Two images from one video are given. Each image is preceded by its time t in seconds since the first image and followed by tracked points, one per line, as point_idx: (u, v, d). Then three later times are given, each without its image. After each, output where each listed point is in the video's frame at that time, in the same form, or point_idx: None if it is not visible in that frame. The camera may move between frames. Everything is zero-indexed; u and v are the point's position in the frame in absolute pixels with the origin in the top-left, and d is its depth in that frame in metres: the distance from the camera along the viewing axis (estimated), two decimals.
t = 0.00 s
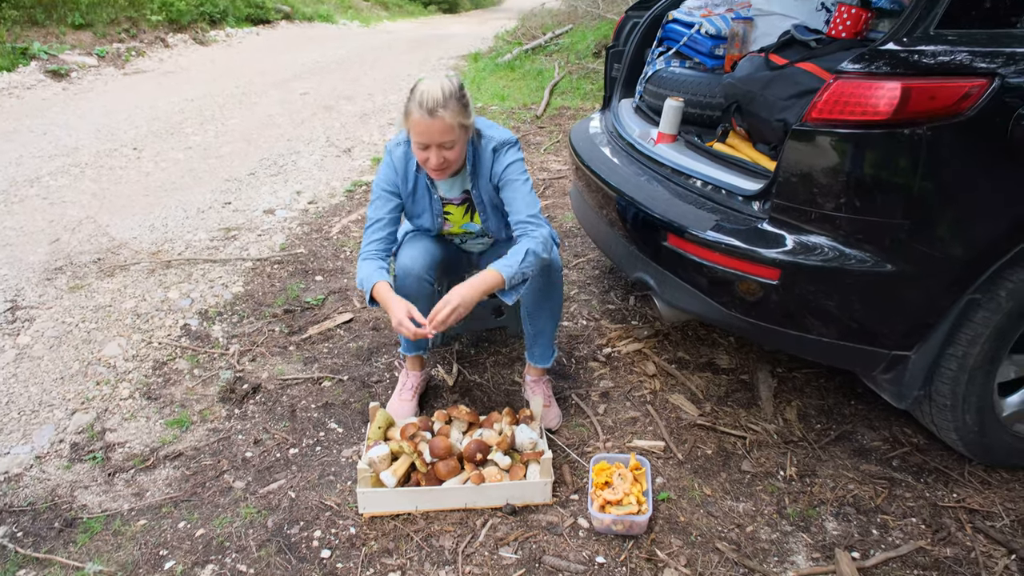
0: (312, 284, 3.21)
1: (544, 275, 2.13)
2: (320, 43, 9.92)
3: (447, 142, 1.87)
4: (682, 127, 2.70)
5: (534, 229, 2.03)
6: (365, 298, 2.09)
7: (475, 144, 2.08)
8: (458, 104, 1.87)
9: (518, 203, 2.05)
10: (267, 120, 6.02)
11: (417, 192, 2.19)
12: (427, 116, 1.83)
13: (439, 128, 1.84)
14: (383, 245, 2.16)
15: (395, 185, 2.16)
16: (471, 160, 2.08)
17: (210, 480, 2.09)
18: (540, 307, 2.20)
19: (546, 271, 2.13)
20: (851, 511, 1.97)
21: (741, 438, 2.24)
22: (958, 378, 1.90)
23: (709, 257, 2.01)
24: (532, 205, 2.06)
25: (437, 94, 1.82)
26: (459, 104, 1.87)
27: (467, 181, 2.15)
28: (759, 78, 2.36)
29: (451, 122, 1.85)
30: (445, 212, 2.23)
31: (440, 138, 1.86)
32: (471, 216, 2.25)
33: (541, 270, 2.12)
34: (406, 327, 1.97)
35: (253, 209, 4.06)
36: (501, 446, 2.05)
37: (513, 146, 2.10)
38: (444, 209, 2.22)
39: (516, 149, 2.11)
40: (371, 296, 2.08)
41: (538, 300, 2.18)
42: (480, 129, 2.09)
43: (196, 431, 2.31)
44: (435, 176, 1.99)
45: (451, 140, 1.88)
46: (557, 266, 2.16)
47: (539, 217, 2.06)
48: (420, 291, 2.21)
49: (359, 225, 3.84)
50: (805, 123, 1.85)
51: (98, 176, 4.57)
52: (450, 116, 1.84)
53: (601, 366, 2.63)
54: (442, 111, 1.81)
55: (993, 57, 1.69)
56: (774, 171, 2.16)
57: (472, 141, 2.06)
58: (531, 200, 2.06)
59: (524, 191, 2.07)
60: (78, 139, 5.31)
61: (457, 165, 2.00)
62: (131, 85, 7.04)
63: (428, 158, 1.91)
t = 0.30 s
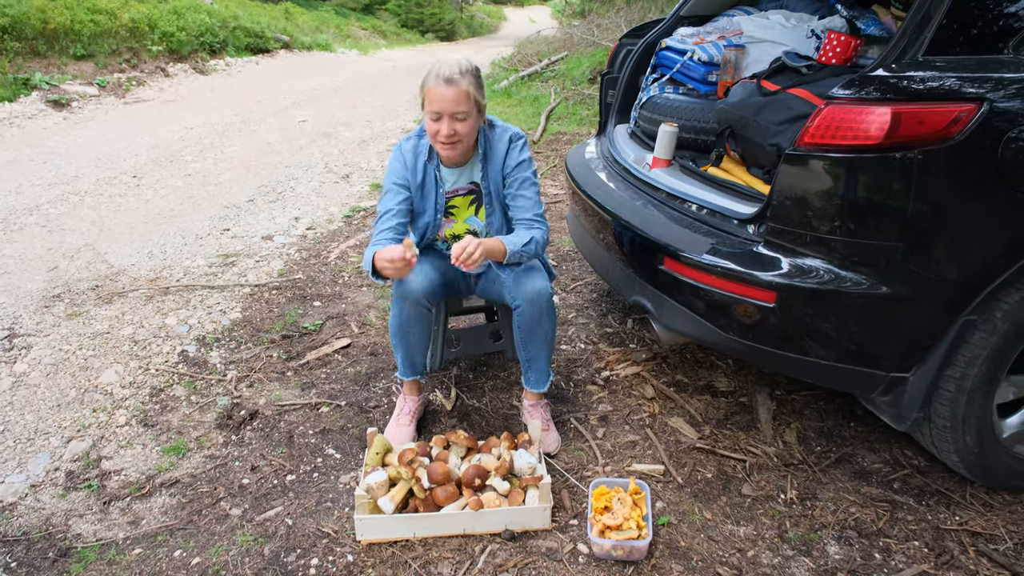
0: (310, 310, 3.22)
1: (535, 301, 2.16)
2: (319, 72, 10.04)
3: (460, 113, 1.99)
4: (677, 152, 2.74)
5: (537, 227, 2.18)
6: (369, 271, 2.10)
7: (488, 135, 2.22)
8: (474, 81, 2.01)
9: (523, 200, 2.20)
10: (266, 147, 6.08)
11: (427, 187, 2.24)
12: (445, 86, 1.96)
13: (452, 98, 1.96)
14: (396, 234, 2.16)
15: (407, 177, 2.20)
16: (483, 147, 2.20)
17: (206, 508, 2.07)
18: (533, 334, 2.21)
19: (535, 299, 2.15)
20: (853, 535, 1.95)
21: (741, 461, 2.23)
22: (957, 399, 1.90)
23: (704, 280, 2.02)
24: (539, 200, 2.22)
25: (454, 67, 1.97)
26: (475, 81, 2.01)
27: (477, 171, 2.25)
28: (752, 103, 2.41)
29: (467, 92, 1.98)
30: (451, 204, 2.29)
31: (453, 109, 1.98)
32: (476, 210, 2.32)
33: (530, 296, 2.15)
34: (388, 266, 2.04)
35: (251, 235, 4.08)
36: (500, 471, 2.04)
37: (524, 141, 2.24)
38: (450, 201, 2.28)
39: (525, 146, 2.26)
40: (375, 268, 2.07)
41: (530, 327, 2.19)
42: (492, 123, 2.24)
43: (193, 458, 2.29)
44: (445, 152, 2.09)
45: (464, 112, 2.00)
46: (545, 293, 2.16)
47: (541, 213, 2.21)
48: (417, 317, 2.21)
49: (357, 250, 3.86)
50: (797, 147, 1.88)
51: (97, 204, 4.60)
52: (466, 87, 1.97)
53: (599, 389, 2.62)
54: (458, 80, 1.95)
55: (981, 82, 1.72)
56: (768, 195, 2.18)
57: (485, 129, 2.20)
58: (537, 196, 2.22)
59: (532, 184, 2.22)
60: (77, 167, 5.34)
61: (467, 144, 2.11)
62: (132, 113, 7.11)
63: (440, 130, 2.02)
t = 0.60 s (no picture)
0: (310, 319, 3.21)
1: (538, 309, 2.15)
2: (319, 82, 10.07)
3: (487, 108, 2.05)
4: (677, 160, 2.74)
5: (533, 247, 2.25)
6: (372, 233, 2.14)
7: (507, 145, 2.26)
8: (503, 83, 2.09)
9: (528, 215, 2.26)
10: (266, 156, 6.09)
11: (443, 187, 2.24)
12: (474, 81, 2.03)
13: (481, 92, 2.03)
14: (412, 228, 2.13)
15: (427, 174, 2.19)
16: (503, 155, 2.25)
17: (206, 519, 2.06)
18: (535, 342, 2.20)
19: (538, 307, 2.15)
20: (857, 544, 1.94)
21: (744, 470, 2.22)
22: (961, 407, 1.90)
23: (705, 288, 2.01)
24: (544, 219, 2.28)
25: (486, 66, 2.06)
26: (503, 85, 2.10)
27: (495, 179, 2.27)
28: (752, 111, 2.42)
29: (496, 89, 2.05)
30: (467, 209, 2.29)
31: (482, 103, 2.04)
32: (490, 217, 2.30)
33: (533, 304, 2.15)
34: (388, 221, 2.09)
35: (251, 245, 4.08)
36: (502, 480, 2.02)
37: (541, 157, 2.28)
38: (465, 206, 2.28)
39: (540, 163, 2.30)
40: (381, 231, 2.13)
41: (532, 335, 2.18)
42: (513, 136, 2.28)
43: (193, 469, 2.28)
44: (467, 151, 2.09)
45: (491, 108, 2.05)
46: (547, 301, 2.16)
47: (544, 234, 2.27)
48: (417, 326, 2.20)
49: (357, 259, 3.86)
50: (798, 155, 1.88)
51: (97, 214, 4.60)
52: (495, 84, 2.05)
53: (601, 398, 2.61)
54: (489, 77, 2.03)
55: (980, 89, 1.72)
56: (768, 202, 2.18)
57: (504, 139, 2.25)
58: (544, 215, 2.27)
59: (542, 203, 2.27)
60: (77, 178, 5.35)
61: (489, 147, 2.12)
62: (131, 124, 7.12)
63: (465, 124, 2.05)
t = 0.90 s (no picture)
0: (305, 314, 3.19)
1: (539, 302, 2.14)
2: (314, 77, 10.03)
3: (499, 98, 2.04)
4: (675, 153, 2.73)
5: (535, 241, 2.25)
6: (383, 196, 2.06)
7: (516, 139, 2.26)
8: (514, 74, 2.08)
9: (533, 209, 2.26)
10: (261, 151, 6.06)
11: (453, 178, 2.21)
12: (486, 71, 2.02)
13: (494, 83, 2.02)
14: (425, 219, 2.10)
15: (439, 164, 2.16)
16: (513, 148, 2.25)
17: (201, 514, 2.05)
18: (534, 336, 2.19)
19: (539, 300, 2.14)
20: (853, 536, 1.94)
21: (740, 463, 2.22)
22: (957, 400, 1.90)
23: (703, 281, 2.01)
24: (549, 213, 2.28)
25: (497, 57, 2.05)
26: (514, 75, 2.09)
27: (505, 174, 2.27)
28: (750, 104, 2.41)
29: (508, 80, 2.05)
30: (476, 204, 2.27)
31: (495, 93, 2.03)
32: (499, 213, 2.30)
33: (535, 297, 2.14)
34: (400, 181, 2.02)
35: (246, 240, 4.06)
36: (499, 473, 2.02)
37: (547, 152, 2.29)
38: (475, 200, 2.27)
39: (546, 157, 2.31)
40: (394, 196, 2.07)
41: (531, 329, 2.17)
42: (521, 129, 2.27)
43: (188, 464, 2.27)
44: (479, 142, 2.08)
45: (503, 98, 2.04)
46: (548, 294, 2.15)
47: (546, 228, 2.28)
48: (408, 318, 2.18)
49: (353, 253, 3.84)
50: (796, 147, 1.87)
51: (90, 210, 4.57)
52: (507, 75, 2.04)
53: (597, 392, 2.61)
54: (502, 67, 2.02)
55: (978, 81, 1.72)
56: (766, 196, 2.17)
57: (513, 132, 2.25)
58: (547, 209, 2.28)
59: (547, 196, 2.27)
60: (70, 173, 5.31)
61: (501, 138, 2.12)
62: (125, 119, 7.09)
63: (478, 115, 2.04)
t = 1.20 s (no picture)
0: (297, 309, 3.18)
1: (532, 296, 2.14)
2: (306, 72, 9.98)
3: (493, 91, 2.03)
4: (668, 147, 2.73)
5: (528, 235, 2.24)
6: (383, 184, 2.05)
7: (510, 132, 2.25)
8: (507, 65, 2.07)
9: (527, 202, 2.25)
10: (253, 146, 6.03)
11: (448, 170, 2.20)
12: (479, 63, 2.01)
13: (488, 74, 2.01)
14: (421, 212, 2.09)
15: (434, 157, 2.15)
16: (507, 141, 2.24)
17: (192, 510, 2.04)
18: (528, 330, 2.18)
19: (533, 293, 2.14)
20: (845, 529, 1.94)
21: (733, 457, 2.23)
22: (948, 393, 1.90)
23: (695, 275, 2.01)
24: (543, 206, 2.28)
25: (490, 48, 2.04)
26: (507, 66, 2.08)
27: (499, 167, 2.25)
28: (743, 97, 2.41)
29: (501, 72, 2.03)
30: (469, 197, 2.26)
31: (488, 85, 2.02)
32: (493, 207, 2.29)
33: (529, 291, 2.13)
34: (400, 170, 2.00)
35: (238, 235, 4.04)
36: (492, 467, 2.00)
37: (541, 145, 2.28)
38: (468, 194, 2.26)
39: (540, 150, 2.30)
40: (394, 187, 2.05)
41: (525, 323, 2.17)
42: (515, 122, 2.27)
43: (178, 460, 2.25)
44: (472, 136, 2.07)
45: (496, 90, 2.03)
46: (541, 288, 2.15)
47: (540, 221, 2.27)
48: (403, 314, 2.18)
49: (345, 249, 3.82)
50: (789, 139, 1.87)
51: (80, 205, 4.53)
52: (501, 66, 2.03)
53: (590, 386, 2.61)
54: (495, 59, 2.01)
55: (971, 74, 1.72)
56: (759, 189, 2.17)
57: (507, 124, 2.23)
58: (541, 202, 2.27)
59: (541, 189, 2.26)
60: (60, 169, 5.27)
61: (495, 130, 2.11)
62: (116, 114, 7.03)
63: (472, 107, 2.03)
